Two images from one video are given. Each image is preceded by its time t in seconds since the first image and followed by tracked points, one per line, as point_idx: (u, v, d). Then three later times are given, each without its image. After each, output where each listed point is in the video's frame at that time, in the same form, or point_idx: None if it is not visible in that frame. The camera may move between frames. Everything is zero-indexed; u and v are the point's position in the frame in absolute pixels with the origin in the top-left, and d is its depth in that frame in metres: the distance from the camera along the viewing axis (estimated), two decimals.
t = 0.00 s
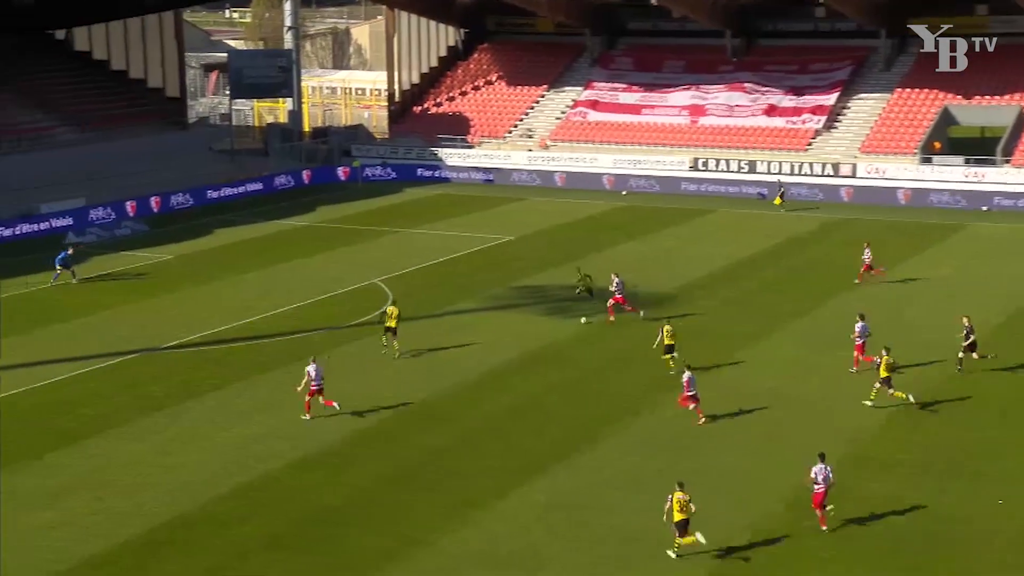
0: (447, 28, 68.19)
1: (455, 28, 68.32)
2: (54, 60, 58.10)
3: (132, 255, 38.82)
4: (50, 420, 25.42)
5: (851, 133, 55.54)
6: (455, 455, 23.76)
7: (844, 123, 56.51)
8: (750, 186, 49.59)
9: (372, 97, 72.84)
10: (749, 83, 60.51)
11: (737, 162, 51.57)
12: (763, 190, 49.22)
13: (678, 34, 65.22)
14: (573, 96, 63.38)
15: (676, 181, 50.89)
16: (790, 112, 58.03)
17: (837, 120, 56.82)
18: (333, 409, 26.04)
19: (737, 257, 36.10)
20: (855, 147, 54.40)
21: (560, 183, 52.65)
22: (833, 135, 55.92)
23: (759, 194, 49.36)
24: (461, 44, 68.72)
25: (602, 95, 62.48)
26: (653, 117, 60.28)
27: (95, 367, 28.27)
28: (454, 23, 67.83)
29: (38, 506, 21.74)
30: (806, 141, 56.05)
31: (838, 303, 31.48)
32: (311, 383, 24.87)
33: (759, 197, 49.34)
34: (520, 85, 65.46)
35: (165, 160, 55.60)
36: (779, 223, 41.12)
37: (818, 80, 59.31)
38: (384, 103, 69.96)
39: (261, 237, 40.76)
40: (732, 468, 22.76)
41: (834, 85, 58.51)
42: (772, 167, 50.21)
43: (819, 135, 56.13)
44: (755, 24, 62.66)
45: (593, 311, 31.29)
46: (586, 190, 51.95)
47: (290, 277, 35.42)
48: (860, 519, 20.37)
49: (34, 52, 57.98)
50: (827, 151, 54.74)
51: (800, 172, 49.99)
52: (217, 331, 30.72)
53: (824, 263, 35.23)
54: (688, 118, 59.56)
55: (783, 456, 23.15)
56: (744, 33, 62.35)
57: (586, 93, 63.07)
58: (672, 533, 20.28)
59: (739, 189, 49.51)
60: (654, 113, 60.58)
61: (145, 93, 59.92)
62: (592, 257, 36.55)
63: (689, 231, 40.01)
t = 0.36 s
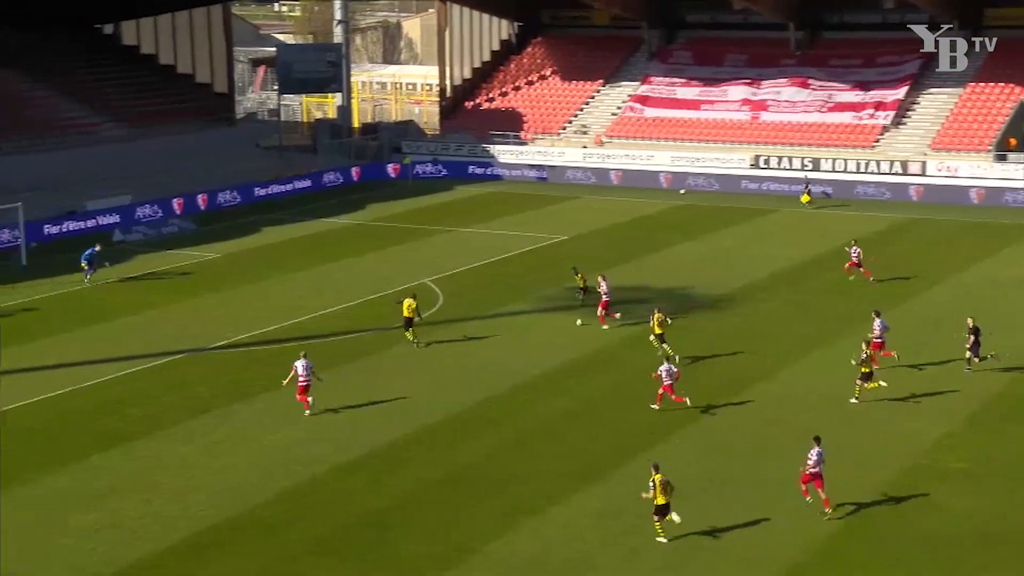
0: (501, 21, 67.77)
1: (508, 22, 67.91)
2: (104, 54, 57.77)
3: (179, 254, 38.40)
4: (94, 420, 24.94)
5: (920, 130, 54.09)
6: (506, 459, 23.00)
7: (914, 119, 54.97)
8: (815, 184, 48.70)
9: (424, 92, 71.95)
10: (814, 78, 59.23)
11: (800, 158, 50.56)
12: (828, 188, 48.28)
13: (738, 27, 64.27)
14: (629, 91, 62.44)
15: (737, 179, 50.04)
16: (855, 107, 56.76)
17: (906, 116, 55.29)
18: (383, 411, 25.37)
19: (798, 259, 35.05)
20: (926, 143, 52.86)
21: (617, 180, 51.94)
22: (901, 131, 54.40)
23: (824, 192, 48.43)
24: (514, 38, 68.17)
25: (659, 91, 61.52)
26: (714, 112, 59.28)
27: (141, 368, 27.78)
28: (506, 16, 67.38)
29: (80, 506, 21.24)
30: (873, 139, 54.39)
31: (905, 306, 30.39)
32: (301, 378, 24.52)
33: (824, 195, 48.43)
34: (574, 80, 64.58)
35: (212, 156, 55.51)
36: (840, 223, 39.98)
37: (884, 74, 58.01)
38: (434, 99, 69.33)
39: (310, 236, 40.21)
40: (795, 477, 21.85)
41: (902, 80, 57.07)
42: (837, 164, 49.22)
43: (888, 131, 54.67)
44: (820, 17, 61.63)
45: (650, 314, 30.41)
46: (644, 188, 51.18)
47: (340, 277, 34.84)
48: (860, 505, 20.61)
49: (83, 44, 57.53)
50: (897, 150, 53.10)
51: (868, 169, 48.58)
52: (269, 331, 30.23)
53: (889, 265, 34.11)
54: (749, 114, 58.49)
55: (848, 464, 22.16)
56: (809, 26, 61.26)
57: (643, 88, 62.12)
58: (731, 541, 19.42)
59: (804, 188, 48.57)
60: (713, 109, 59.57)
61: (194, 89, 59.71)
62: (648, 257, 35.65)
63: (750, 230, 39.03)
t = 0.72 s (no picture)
0: (565, 16, 67.15)
1: (572, 17, 67.24)
2: (163, 49, 57.77)
3: (235, 254, 38.08)
4: (151, 422, 24.54)
5: (1003, 128, 52.53)
6: (570, 467, 22.24)
7: (998, 117, 53.40)
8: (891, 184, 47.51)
9: (484, 89, 71.35)
10: (893, 75, 58.09)
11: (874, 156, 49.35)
12: (905, 189, 47.02)
13: (813, 21, 62.79)
14: (698, 88, 61.39)
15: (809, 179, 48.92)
16: (935, 104, 55.38)
17: (989, 113, 53.83)
18: (443, 416, 24.71)
19: (870, 262, 33.94)
20: (1010, 142, 51.33)
21: (683, 181, 51.04)
22: (984, 129, 52.97)
23: (901, 193, 47.22)
24: (578, 34, 67.53)
25: (728, 88, 60.49)
26: (785, 109, 58.05)
27: (198, 369, 27.39)
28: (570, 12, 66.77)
29: (133, 509, 20.76)
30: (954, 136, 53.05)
31: (985, 311, 29.23)
32: (297, 370, 24.45)
33: (901, 197, 47.22)
34: (639, 77, 63.66)
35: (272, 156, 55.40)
36: (913, 224, 38.77)
37: (967, 71, 56.65)
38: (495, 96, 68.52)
39: (370, 236, 39.72)
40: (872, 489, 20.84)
41: (984, 77, 55.77)
42: (914, 164, 47.91)
43: (972, 128, 53.19)
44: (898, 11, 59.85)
45: (718, 318, 29.52)
46: (711, 188, 50.23)
47: (400, 277, 34.29)
48: (873, 494, 20.66)
49: (143, 40, 57.54)
50: (977, 149, 51.67)
51: (948, 169, 47.16)
52: (351, 326, 30.14)
53: (967, 268, 32.89)
54: (822, 111, 57.21)
55: (929, 477, 21.18)
56: (888, 20, 59.74)
57: (711, 85, 61.14)
58: (805, 556, 18.51)
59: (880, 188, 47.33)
60: (784, 105, 58.37)
61: (253, 87, 59.71)
62: (714, 259, 34.73)
63: (821, 232, 37.93)
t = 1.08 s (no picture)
0: (632, 11, 66.20)
1: (639, 10, 66.34)
2: (224, 45, 57.63)
3: (293, 254, 37.68)
4: (208, 424, 24.13)
5: None
6: (635, 475, 21.48)
7: None
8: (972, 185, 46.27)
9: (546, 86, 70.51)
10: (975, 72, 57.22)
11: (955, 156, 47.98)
12: (987, 189, 45.73)
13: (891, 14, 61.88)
14: (769, 84, 60.23)
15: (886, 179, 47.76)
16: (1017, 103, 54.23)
17: None
18: (504, 421, 24.06)
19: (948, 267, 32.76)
20: None
21: (753, 181, 50.07)
22: None
23: (982, 194, 45.97)
24: (645, 28, 66.52)
25: (801, 84, 59.47)
26: (861, 107, 56.85)
27: (256, 372, 26.91)
28: (638, 6, 65.73)
29: (189, 513, 20.33)
30: None
31: None
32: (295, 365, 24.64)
33: (983, 197, 45.98)
34: (708, 73, 62.63)
35: (333, 153, 55.15)
36: (992, 228, 37.46)
37: None
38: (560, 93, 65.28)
39: (431, 236, 39.11)
40: (953, 503, 19.88)
41: None
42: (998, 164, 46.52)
43: None
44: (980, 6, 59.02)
45: (789, 323, 28.58)
46: (781, 188, 49.23)
47: (461, 279, 33.66)
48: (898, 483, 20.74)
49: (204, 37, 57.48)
50: None
51: None
52: (400, 330, 29.42)
53: None
54: (900, 110, 55.91)
55: (1014, 492, 20.18)
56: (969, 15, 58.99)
57: (784, 81, 60.07)
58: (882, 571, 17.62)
59: (961, 188, 46.11)
60: (860, 102, 57.25)
61: (314, 83, 59.51)
62: (784, 263, 33.72)
63: (895, 235, 36.75)
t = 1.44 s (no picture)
0: (693, 6, 65.47)
1: (700, 6, 65.59)
2: (279, 42, 57.53)
3: (346, 254, 37.33)
4: (258, 426, 23.79)
5: None
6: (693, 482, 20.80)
7: None
8: None
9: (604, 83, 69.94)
10: None
11: None
12: None
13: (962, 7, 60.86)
14: (835, 81, 59.17)
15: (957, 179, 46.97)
16: None
17: None
18: (559, 425, 23.48)
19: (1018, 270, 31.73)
20: None
21: (817, 181, 49.19)
22: None
23: None
24: (706, 23, 65.81)
25: (869, 80, 58.46)
26: (930, 104, 56.08)
27: (310, 374, 26.56)
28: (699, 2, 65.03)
29: (238, 516, 19.95)
30: None
31: None
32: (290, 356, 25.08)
33: None
34: (772, 69, 61.64)
35: (388, 152, 54.95)
36: None
37: None
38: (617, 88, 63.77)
39: (487, 236, 38.63)
40: None
41: None
42: None
43: None
44: None
45: (854, 328, 27.77)
46: (848, 189, 48.44)
47: (516, 280, 33.14)
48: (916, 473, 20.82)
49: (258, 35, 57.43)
50: None
51: None
52: (456, 331, 29.01)
53: None
54: (972, 106, 55.29)
55: None
56: None
57: (850, 78, 59.07)
58: None
59: None
60: (930, 98, 56.55)
61: (368, 80, 59.34)
62: (849, 265, 32.86)
63: (963, 237, 35.73)
